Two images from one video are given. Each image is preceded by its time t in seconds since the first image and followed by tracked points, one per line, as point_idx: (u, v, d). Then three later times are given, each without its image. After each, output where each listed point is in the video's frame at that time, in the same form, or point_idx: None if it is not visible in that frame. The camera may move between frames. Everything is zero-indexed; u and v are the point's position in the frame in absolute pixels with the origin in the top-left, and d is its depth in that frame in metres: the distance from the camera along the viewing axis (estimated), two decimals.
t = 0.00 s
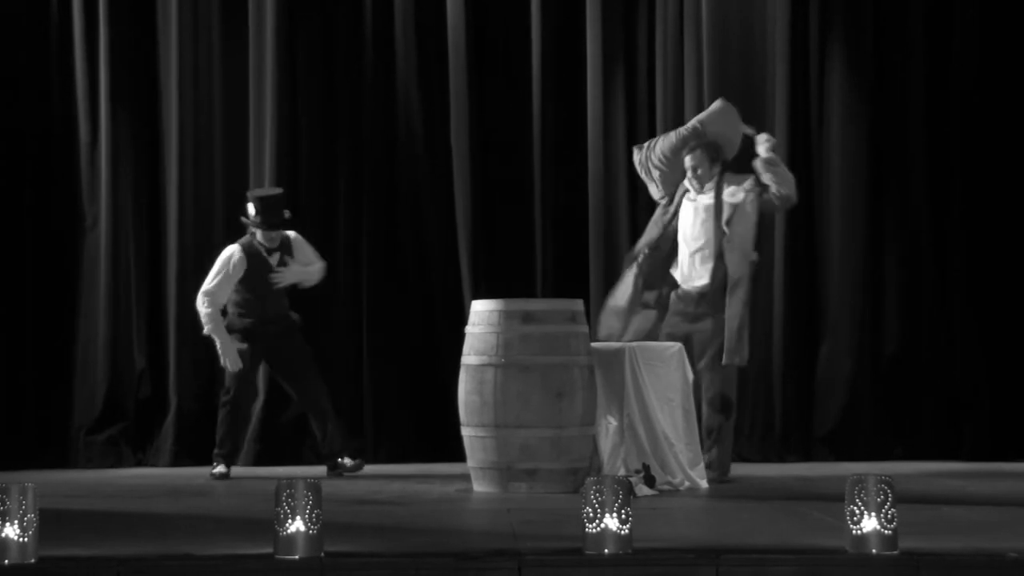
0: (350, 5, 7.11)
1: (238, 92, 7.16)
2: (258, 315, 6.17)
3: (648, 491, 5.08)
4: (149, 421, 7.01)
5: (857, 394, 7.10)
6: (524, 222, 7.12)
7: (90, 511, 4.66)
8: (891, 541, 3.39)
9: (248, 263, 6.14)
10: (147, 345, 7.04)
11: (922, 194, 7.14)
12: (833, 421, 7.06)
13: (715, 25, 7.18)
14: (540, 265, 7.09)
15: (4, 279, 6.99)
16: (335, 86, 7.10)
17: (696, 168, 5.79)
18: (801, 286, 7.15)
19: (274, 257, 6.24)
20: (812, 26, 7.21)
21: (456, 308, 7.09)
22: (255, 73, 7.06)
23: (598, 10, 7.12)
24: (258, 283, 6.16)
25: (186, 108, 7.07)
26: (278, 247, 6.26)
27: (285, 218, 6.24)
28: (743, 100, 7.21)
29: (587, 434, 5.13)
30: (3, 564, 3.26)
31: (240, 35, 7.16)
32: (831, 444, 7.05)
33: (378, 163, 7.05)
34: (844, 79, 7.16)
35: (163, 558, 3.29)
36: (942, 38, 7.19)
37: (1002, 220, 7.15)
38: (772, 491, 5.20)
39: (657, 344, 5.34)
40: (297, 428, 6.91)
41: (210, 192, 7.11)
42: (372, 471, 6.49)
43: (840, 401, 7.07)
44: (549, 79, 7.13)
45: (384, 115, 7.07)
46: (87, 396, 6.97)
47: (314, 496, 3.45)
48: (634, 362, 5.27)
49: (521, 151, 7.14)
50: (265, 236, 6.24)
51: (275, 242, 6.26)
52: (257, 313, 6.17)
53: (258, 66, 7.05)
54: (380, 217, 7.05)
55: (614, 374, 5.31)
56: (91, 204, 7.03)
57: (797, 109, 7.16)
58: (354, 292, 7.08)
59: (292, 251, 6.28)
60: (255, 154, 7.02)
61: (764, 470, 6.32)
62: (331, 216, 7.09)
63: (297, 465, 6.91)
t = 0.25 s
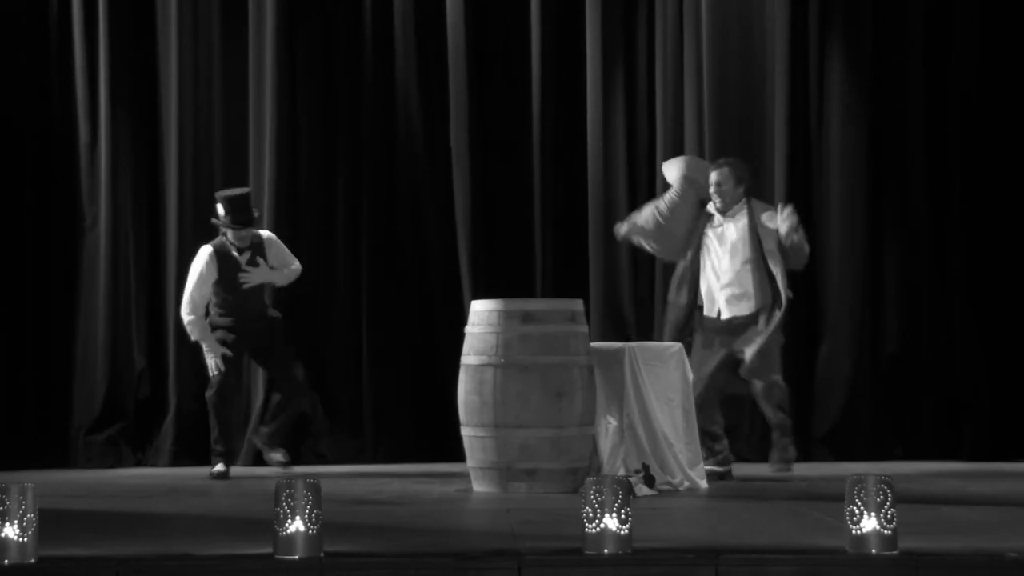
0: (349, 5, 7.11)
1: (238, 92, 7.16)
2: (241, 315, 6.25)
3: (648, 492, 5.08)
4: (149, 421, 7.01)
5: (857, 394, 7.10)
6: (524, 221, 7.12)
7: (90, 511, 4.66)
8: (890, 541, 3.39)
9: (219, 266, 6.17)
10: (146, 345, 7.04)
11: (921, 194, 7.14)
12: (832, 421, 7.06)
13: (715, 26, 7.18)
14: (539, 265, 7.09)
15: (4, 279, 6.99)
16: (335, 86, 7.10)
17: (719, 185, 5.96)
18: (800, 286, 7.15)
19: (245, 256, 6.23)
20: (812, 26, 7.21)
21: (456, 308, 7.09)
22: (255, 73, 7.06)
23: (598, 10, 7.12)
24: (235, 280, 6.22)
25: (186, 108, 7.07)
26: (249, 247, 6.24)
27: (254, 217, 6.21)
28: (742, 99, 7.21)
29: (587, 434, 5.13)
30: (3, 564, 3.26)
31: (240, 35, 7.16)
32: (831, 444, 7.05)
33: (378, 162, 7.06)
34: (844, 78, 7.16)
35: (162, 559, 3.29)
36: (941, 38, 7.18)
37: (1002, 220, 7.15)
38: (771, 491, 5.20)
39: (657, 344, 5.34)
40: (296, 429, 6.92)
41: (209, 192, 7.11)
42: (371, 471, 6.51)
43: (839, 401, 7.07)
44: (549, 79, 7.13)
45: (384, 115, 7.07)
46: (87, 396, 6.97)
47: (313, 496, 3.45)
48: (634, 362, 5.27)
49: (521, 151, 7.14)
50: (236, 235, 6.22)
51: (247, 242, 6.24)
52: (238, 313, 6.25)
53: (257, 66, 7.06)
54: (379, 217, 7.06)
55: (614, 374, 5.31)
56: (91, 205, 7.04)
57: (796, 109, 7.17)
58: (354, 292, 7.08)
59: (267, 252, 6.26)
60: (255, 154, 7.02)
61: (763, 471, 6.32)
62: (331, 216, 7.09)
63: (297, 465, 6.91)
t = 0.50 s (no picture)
0: (349, 5, 7.11)
1: (238, 93, 7.16)
2: (229, 317, 6.24)
3: (648, 491, 5.08)
4: (148, 421, 7.01)
5: (857, 394, 7.11)
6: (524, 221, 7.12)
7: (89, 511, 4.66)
8: (890, 541, 3.39)
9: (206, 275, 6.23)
10: (146, 345, 7.03)
11: (921, 194, 7.14)
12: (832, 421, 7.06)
13: (715, 26, 7.18)
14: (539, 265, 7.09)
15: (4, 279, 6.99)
16: (335, 86, 7.10)
17: (748, 190, 5.83)
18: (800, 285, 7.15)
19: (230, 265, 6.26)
20: (812, 26, 7.21)
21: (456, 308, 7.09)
22: (255, 73, 7.06)
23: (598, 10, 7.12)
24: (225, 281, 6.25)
25: (186, 108, 7.07)
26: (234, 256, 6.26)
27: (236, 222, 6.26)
28: (742, 99, 7.21)
29: (587, 434, 5.13)
30: (3, 563, 3.26)
31: (240, 35, 7.16)
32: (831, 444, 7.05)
33: (378, 161, 7.06)
34: (844, 78, 7.16)
35: (162, 559, 3.29)
36: (941, 38, 7.18)
37: (1002, 220, 7.15)
38: (771, 491, 5.20)
39: (656, 344, 5.35)
40: (296, 428, 6.95)
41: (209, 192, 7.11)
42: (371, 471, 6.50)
43: (839, 401, 7.07)
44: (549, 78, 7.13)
45: (384, 115, 7.07)
46: (86, 396, 6.97)
47: (313, 496, 3.45)
48: (634, 362, 5.28)
49: (521, 151, 7.14)
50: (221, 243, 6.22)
51: (233, 250, 6.26)
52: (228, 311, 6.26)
53: (257, 66, 7.06)
54: (379, 217, 7.06)
55: (614, 374, 5.31)
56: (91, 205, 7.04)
57: (796, 110, 7.17)
58: (354, 292, 7.09)
59: (254, 257, 6.28)
60: (255, 154, 7.03)
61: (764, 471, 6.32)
62: (331, 216, 7.09)
63: (296, 465, 6.91)
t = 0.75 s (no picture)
0: (349, 4, 7.11)
1: (239, 93, 7.16)
2: (228, 307, 6.36)
3: (648, 492, 5.08)
4: (149, 421, 7.01)
5: (857, 394, 7.10)
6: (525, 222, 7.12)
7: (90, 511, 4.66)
8: (891, 541, 3.39)
9: (207, 258, 6.32)
10: (147, 345, 7.04)
11: (922, 192, 7.14)
12: (832, 421, 7.07)
13: (715, 26, 7.18)
14: (540, 265, 7.10)
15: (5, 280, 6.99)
16: (335, 86, 7.10)
17: (749, 180, 5.79)
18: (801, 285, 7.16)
19: (231, 247, 6.34)
20: (813, 26, 7.21)
21: (457, 308, 7.09)
22: (255, 73, 7.06)
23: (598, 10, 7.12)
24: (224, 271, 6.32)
25: (186, 108, 7.07)
26: (235, 239, 6.34)
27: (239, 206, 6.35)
28: (742, 98, 7.22)
29: (587, 434, 5.13)
30: (3, 564, 3.26)
31: (240, 34, 7.16)
32: (831, 444, 7.05)
33: (378, 161, 7.06)
34: (844, 79, 7.16)
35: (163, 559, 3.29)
36: (941, 38, 7.18)
37: (1003, 220, 7.15)
38: (771, 491, 5.20)
39: (657, 344, 5.35)
40: (297, 428, 6.94)
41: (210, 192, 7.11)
42: (371, 471, 6.49)
43: (839, 401, 7.07)
44: (549, 78, 7.12)
45: (385, 115, 7.07)
46: (86, 396, 6.97)
47: (314, 496, 3.45)
48: (634, 362, 5.28)
49: (521, 151, 7.14)
50: (222, 225, 6.31)
51: (234, 233, 6.34)
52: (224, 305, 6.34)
53: (258, 66, 7.06)
54: (379, 218, 7.06)
55: (615, 374, 5.31)
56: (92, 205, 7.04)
57: (797, 109, 7.18)
58: (354, 292, 7.09)
59: (253, 241, 6.36)
60: (256, 154, 7.03)
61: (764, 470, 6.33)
62: (332, 216, 7.09)
63: (296, 465, 6.91)
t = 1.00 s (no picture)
0: (352, 4, 7.10)
1: (241, 93, 7.16)
2: (228, 306, 6.35)
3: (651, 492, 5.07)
4: (152, 421, 7.01)
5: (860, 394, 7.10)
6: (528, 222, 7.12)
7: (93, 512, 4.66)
8: (894, 541, 3.39)
9: (209, 252, 6.32)
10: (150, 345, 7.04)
11: (925, 192, 7.14)
12: (835, 421, 7.07)
13: (718, 26, 7.17)
14: (543, 265, 7.09)
15: (7, 281, 6.99)
16: (338, 86, 7.10)
17: (736, 177, 5.83)
18: (804, 285, 7.15)
19: (231, 238, 6.36)
20: (816, 26, 7.21)
21: (460, 309, 7.10)
22: (258, 73, 7.07)
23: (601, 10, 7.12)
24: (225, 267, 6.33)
25: (189, 108, 7.07)
26: (235, 230, 6.37)
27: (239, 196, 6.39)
28: (745, 98, 7.21)
29: (590, 434, 5.12)
30: (7, 564, 3.26)
31: (242, 34, 7.17)
32: (834, 444, 7.05)
33: (380, 161, 7.06)
34: (847, 78, 7.16)
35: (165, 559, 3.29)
36: (944, 38, 7.18)
37: (1005, 220, 7.14)
38: (773, 491, 5.20)
39: (660, 344, 5.36)
40: (300, 428, 6.94)
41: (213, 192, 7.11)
42: (374, 471, 6.50)
43: (842, 401, 7.07)
44: (552, 78, 7.12)
45: (387, 115, 7.07)
46: (89, 396, 6.98)
47: (317, 496, 3.45)
48: (637, 362, 5.28)
49: (524, 151, 7.14)
50: (222, 216, 6.33)
51: (235, 225, 6.37)
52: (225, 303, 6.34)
53: (260, 66, 7.06)
54: (382, 218, 7.06)
55: (618, 374, 5.32)
56: (94, 205, 7.05)
57: (800, 109, 7.17)
58: (357, 293, 7.08)
59: (253, 237, 6.38)
60: (259, 153, 7.03)
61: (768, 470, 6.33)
62: (335, 216, 7.09)
63: (299, 465, 6.91)
